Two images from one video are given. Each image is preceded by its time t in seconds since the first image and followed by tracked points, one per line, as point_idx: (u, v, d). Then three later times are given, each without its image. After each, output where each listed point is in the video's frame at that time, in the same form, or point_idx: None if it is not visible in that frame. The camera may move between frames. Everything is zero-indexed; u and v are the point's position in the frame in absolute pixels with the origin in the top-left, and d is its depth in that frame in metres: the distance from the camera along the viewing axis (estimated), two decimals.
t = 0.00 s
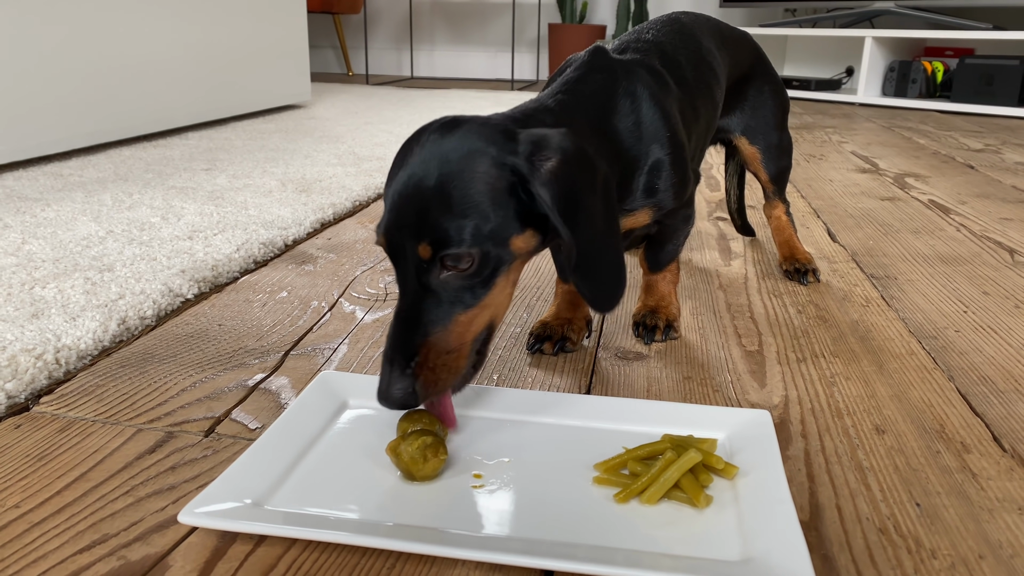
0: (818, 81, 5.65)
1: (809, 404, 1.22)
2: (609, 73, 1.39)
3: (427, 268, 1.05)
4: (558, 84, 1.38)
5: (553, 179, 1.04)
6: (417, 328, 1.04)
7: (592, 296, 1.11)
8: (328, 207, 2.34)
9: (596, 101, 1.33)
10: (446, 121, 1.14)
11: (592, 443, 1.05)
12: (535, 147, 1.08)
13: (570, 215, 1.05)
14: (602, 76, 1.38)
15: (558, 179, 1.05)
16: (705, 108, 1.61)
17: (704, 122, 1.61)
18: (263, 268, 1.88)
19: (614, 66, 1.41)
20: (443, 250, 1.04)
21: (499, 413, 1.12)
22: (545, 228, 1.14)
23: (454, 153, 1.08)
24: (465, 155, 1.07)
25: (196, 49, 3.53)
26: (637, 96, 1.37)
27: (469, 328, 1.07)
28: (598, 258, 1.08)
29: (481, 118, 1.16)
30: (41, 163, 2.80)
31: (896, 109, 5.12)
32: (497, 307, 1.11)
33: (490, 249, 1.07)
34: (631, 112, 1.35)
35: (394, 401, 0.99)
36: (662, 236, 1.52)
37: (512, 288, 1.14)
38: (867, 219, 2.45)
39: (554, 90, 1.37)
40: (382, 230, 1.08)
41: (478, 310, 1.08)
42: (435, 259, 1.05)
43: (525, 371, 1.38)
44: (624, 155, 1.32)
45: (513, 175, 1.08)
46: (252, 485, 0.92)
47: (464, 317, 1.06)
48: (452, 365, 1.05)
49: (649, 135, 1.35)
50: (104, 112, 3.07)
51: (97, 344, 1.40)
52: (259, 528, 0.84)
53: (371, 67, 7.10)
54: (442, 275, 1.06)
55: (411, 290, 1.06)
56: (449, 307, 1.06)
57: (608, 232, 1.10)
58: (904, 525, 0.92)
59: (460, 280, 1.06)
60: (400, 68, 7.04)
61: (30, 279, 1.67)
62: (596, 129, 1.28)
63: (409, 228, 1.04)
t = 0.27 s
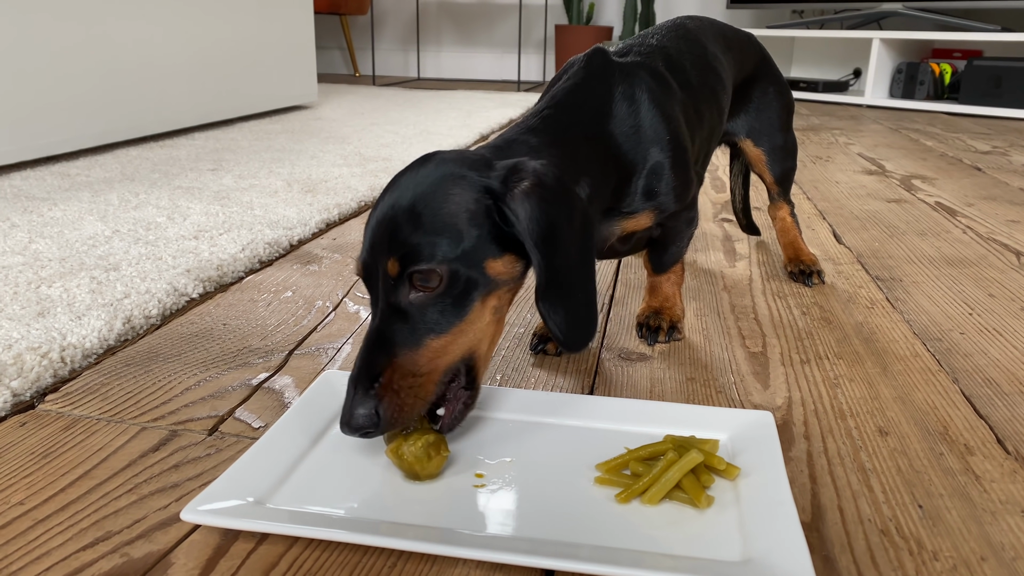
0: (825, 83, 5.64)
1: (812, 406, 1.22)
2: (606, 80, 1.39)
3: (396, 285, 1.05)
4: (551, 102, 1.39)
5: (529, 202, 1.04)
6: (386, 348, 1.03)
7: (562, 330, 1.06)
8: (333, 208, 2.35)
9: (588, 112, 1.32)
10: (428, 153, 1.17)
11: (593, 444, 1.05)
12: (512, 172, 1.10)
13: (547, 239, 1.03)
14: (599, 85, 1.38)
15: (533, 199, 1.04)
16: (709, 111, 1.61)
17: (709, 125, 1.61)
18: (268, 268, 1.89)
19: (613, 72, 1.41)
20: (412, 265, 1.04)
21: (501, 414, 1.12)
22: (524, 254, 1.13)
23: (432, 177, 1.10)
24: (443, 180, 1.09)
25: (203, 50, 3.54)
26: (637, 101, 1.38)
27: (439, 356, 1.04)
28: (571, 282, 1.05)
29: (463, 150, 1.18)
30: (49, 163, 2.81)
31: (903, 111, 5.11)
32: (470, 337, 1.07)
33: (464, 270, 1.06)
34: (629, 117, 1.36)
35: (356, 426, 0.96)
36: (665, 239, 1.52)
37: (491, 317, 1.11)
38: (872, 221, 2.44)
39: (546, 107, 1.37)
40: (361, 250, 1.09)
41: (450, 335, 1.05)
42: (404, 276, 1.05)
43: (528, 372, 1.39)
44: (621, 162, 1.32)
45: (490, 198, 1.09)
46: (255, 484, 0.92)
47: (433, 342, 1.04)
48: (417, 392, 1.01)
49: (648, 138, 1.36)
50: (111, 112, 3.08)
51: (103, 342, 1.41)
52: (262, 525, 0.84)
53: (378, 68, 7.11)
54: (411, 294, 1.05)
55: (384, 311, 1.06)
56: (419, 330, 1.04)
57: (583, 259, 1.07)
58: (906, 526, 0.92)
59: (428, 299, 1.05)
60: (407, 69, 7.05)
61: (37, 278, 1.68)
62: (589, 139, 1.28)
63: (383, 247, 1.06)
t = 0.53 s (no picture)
0: (831, 84, 5.64)
1: (818, 406, 1.22)
2: (603, 80, 1.38)
3: (394, 297, 1.04)
4: (544, 97, 1.37)
5: (525, 216, 1.04)
6: (381, 358, 1.02)
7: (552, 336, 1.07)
8: (339, 208, 2.35)
9: (583, 112, 1.32)
10: (420, 153, 1.13)
11: (597, 444, 1.04)
12: (508, 181, 1.08)
13: (541, 252, 1.03)
14: (595, 84, 1.37)
15: (530, 214, 1.04)
16: (713, 114, 1.61)
17: (712, 129, 1.61)
18: (273, 268, 1.89)
19: (611, 71, 1.41)
20: (413, 279, 1.03)
21: (505, 413, 1.12)
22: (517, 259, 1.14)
23: (428, 184, 1.07)
24: (439, 187, 1.07)
25: (209, 50, 3.55)
26: (636, 101, 1.37)
27: (435, 362, 1.05)
28: (565, 296, 1.06)
29: (455, 151, 1.15)
30: (56, 162, 2.82)
31: (910, 112, 5.09)
32: (464, 340, 1.09)
33: (460, 281, 1.06)
34: (627, 117, 1.35)
35: (354, 433, 0.96)
36: (667, 240, 1.52)
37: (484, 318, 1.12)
38: (879, 222, 2.43)
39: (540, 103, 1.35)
40: (354, 256, 1.06)
41: (445, 341, 1.06)
42: (403, 289, 1.04)
43: (533, 371, 1.38)
44: (618, 163, 1.32)
45: (487, 207, 1.08)
46: (258, 482, 0.92)
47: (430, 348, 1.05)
48: (413, 392, 1.03)
49: (648, 139, 1.36)
50: (118, 111, 3.09)
51: (108, 340, 1.41)
52: (265, 523, 0.84)
53: (384, 69, 7.12)
54: (411, 306, 1.04)
55: (379, 319, 1.04)
56: (415, 338, 1.04)
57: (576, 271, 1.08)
58: (911, 527, 0.91)
59: (428, 312, 1.05)
60: (413, 69, 7.06)
61: (43, 276, 1.68)
62: (584, 141, 1.28)
63: (379, 256, 1.03)
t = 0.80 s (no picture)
0: (837, 84, 5.63)
1: (822, 408, 1.21)
2: (600, 81, 1.38)
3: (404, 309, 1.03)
4: (540, 95, 1.36)
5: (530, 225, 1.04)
6: (383, 365, 1.02)
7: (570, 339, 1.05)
8: (343, 208, 2.36)
9: (579, 113, 1.32)
10: (427, 159, 1.11)
11: (601, 444, 1.04)
12: (514, 195, 1.07)
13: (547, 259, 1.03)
14: (592, 85, 1.37)
15: (537, 227, 1.04)
16: (716, 116, 1.61)
17: (715, 132, 1.60)
18: (277, 268, 1.89)
19: (609, 73, 1.40)
20: (424, 294, 1.03)
21: (509, 413, 1.12)
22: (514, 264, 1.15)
23: (438, 195, 1.06)
24: (448, 198, 1.06)
25: (214, 50, 3.56)
26: (634, 102, 1.37)
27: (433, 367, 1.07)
28: (574, 298, 1.06)
29: (460, 158, 1.13)
30: (61, 162, 2.83)
31: (916, 113, 5.07)
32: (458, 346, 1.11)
33: (465, 293, 1.07)
34: (624, 117, 1.35)
35: (355, 440, 0.96)
36: (669, 242, 1.52)
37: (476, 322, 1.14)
38: (884, 223, 2.43)
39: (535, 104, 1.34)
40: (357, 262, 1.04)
41: (444, 348, 1.07)
42: (414, 303, 1.04)
43: (537, 371, 1.39)
44: (614, 164, 1.32)
45: (495, 221, 1.07)
46: (263, 481, 0.92)
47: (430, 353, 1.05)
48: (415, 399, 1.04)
49: (645, 139, 1.36)
50: (123, 112, 3.10)
51: (113, 340, 1.42)
52: (270, 522, 0.84)
53: (389, 69, 7.13)
54: (420, 317, 1.05)
55: (382, 327, 1.03)
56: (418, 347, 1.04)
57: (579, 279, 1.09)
58: (916, 528, 0.91)
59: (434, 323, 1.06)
60: (418, 70, 7.06)
61: (49, 276, 1.69)
62: (580, 144, 1.28)
63: (388, 267, 1.02)
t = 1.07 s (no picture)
0: (840, 84, 5.62)
1: (825, 408, 1.21)
2: (604, 83, 1.37)
3: (411, 304, 1.03)
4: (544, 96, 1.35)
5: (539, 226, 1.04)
6: (388, 359, 1.02)
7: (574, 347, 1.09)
8: (346, 208, 2.36)
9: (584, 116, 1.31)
10: (439, 151, 1.09)
11: (603, 444, 1.04)
12: (524, 194, 1.07)
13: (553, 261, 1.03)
14: (596, 87, 1.36)
15: (547, 227, 1.04)
16: (720, 117, 1.60)
17: (719, 134, 1.60)
18: (280, 268, 1.89)
19: (613, 75, 1.39)
20: (434, 289, 1.04)
21: (512, 413, 1.12)
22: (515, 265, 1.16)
23: (450, 192, 1.05)
24: (459, 195, 1.05)
25: (218, 50, 3.56)
26: (637, 104, 1.37)
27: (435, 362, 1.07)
28: (577, 306, 1.07)
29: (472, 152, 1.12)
30: (65, 161, 2.83)
31: (919, 113, 5.06)
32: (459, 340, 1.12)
33: (472, 289, 1.07)
34: (628, 121, 1.35)
35: (357, 431, 0.96)
36: (673, 243, 1.52)
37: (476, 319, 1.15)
38: (887, 223, 2.42)
39: (539, 102, 1.33)
40: (364, 256, 1.04)
41: (445, 346, 1.08)
42: (422, 297, 1.04)
43: (539, 371, 1.39)
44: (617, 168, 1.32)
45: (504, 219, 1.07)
46: (265, 481, 0.92)
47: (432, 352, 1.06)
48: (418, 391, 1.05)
49: (649, 145, 1.36)
50: (127, 112, 3.11)
51: (116, 340, 1.42)
52: (272, 522, 0.84)
53: (393, 70, 7.14)
54: (429, 312, 1.05)
55: (388, 320, 1.03)
56: (425, 340, 1.05)
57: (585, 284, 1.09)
58: (918, 529, 0.91)
59: (441, 317, 1.06)
60: (421, 70, 7.06)
61: (52, 275, 1.69)
62: (583, 145, 1.27)
63: (398, 264, 1.02)
